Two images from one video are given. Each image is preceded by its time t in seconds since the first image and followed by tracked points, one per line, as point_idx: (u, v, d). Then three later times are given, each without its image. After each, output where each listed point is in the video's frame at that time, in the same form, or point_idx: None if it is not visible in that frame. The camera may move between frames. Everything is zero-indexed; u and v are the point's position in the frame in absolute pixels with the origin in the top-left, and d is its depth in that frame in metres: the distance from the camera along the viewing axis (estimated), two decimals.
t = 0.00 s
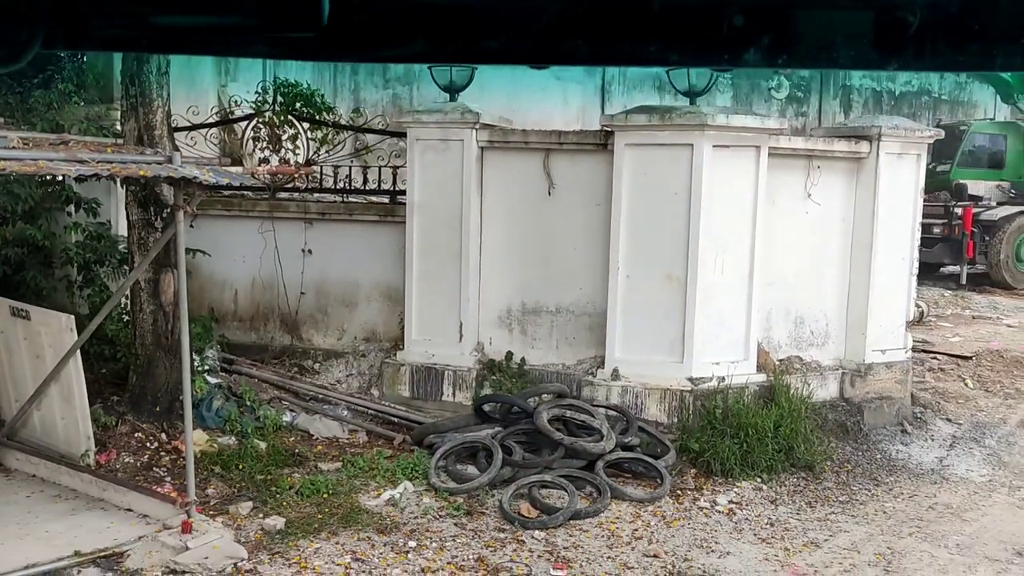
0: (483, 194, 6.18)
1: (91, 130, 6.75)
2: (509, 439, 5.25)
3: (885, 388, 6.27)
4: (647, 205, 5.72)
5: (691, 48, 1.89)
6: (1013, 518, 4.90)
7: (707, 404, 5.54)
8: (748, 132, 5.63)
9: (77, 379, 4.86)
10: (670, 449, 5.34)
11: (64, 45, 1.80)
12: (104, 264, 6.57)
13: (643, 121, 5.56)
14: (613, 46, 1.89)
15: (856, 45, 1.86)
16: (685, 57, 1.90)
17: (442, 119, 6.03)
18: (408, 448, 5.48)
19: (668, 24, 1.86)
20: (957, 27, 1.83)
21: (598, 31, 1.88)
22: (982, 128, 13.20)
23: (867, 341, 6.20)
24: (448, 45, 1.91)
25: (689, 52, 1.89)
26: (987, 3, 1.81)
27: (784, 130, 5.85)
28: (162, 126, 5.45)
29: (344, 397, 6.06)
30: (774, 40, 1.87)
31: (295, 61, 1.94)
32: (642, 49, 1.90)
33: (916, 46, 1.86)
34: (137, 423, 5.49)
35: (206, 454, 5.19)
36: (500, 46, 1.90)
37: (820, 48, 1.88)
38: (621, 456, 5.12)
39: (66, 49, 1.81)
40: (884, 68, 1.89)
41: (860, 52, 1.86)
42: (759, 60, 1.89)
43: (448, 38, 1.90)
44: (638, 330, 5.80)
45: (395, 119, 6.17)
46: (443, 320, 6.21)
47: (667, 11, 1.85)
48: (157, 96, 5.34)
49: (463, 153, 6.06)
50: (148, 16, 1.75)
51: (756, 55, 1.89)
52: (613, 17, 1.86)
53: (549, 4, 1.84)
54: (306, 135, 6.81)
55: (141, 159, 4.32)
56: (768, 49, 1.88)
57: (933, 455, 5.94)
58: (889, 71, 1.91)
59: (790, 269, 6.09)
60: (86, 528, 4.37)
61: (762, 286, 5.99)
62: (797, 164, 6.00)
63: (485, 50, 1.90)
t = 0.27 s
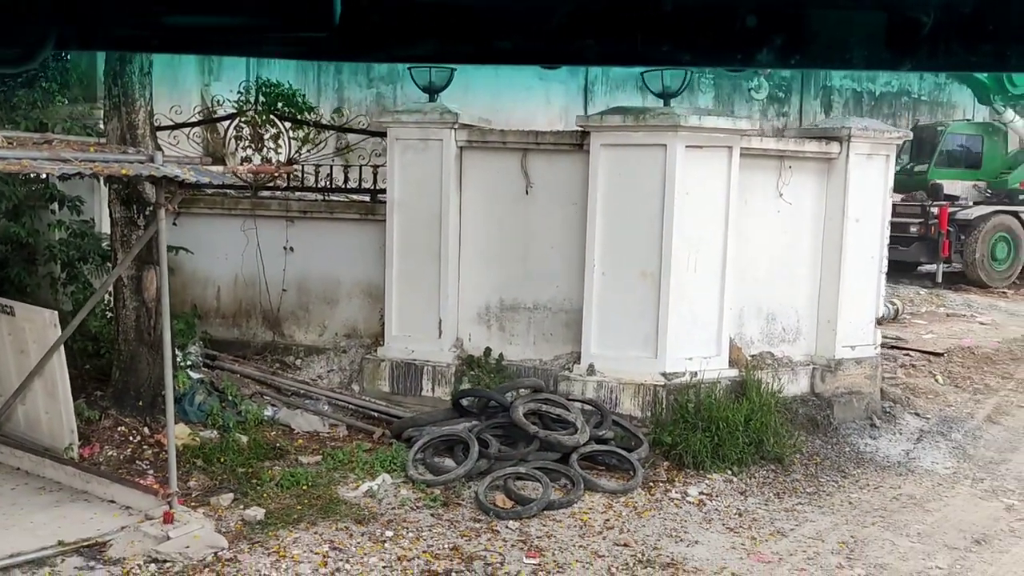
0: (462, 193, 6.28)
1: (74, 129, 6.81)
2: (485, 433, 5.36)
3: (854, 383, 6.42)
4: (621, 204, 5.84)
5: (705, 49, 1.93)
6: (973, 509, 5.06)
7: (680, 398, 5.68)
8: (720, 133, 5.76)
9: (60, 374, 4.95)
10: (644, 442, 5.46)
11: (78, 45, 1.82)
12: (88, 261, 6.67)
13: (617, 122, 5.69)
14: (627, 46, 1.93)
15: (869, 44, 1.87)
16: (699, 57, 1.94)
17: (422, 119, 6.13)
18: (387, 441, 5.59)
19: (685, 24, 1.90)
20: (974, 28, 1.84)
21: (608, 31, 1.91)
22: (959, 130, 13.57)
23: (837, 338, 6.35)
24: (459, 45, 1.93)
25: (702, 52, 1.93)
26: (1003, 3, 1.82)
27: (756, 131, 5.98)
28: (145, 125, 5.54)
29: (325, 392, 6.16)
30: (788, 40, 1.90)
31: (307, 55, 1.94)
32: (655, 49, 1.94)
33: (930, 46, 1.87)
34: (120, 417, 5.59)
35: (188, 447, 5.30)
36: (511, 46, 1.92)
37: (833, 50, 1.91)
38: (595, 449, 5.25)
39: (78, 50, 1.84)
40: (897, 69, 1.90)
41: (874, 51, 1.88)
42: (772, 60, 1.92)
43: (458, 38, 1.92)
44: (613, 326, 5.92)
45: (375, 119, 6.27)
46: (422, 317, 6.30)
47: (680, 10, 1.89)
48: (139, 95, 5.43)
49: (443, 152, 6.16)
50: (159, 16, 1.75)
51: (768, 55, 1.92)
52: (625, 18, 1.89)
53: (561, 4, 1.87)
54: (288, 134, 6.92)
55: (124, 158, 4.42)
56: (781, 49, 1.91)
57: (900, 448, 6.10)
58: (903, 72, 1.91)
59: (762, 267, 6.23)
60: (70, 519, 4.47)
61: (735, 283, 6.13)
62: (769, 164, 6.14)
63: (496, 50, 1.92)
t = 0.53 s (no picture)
0: (440, 192, 6.37)
1: (57, 128, 6.73)
2: (462, 427, 5.47)
3: (824, 378, 6.57)
4: (596, 203, 5.96)
5: (716, 48, 2.15)
6: (935, 500, 5.21)
7: (653, 393, 5.80)
8: (692, 134, 5.89)
9: (42, 370, 5.05)
10: (617, 437, 5.59)
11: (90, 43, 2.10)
12: (71, 259, 6.71)
13: (592, 123, 5.82)
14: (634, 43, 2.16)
15: (882, 46, 2.13)
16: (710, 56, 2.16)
17: (401, 119, 6.20)
18: (366, 436, 5.67)
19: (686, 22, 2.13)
20: (987, 28, 2.06)
21: (619, 29, 2.14)
22: (933, 130, 13.81)
23: (808, 334, 6.49)
24: (477, 45, 2.15)
25: (714, 52, 2.15)
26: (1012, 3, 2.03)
27: (727, 132, 6.12)
28: (126, 125, 5.61)
29: (305, 388, 6.24)
30: (798, 38, 2.13)
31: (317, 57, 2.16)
32: (666, 48, 2.18)
33: (943, 43, 2.11)
34: (101, 411, 5.66)
35: (169, 441, 5.39)
36: (522, 45, 2.14)
37: (847, 48, 2.15)
38: (569, 442, 5.37)
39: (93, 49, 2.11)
40: (910, 66, 2.15)
41: (886, 52, 2.13)
42: (783, 58, 2.15)
43: (473, 39, 2.14)
44: (589, 323, 6.04)
45: (355, 118, 6.35)
46: (401, 314, 6.39)
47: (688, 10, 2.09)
48: (121, 94, 5.51)
49: (421, 152, 6.24)
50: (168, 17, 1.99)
51: (780, 53, 2.16)
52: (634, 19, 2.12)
53: (568, 7, 2.08)
54: (270, 133, 6.98)
55: (104, 158, 4.50)
56: (792, 47, 2.14)
57: (868, 442, 6.25)
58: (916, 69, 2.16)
59: (734, 265, 6.36)
60: (52, 511, 4.56)
61: (707, 281, 6.26)
62: (740, 164, 6.27)
63: (508, 48, 2.15)
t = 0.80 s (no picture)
0: (414, 187, 6.42)
1: (32, 124, 6.88)
2: (434, 419, 5.56)
3: (792, 371, 6.69)
4: (567, 198, 6.04)
5: (726, 51, 2.25)
6: (895, 489, 5.34)
7: (622, 386, 5.90)
8: (661, 132, 5.99)
9: (18, 363, 5.13)
10: (587, 429, 5.69)
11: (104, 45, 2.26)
12: (47, 254, 6.70)
13: (563, 121, 5.91)
14: (647, 46, 2.30)
15: (892, 49, 2.18)
16: (720, 60, 2.26)
17: (374, 116, 6.28)
18: (340, 428, 5.74)
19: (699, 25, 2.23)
20: (1001, 32, 2.09)
21: (628, 32, 2.27)
22: (905, 129, 14.10)
23: (775, 329, 6.61)
24: (488, 46, 2.31)
25: (723, 55, 2.26)
26: None
27: (696, 130, 6.23)
28: (100, 121, 5.66)
29: (280, 381, 6.30)
30: (809, 42, 2.20)
31: (335, 57, 2.33)
32: (678, 52, 2.30)
33: (957, 47, 2.14)
34: (77, 405, 5.71)
35: (144, 433, 5.45)
36: (531, 47, 2.30)
37: (859, 52, 2.22)
38: (539, 434, 5.46)
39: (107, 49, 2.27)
40: (921, 71, 2.21)
41: (897, 55, 2.19)
42: (795, 60, 2.23)
43: (486, 40, 2.30)
44: (560, 317, 6.13)
45: (330, 115, 6.42)
46: (375, 308, 6.45)
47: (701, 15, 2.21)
48: (95, 91, 5.56)
49: (395, 148, 6.30)
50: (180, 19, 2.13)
51: (790, 57, 2.24)
52: (643, 25, 2.25)
53: (581, 11, 2.23)
54: (246, 129, 7.09)
55: (77, 154, 4.57)
56: (803, 50, 2.22)
57: (833, 434, 6.38)
58: (927, 75, 2.22)
59: (703, 260, 6.47)
60: (27, 502, 4.62)
61: (677, 276, 6.37)
62: (709, 161, 6.38)
63: (518, 50, 2.30)
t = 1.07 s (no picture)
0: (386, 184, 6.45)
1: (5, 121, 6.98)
2: (404, 412, 5.65)
3: (758, 365, 6.83)
4: (537, 195, 6.12)
5: (737, 53, 2.31)
6: (855, 479, 5.48)
7: (591, 379, 5.99)
8: (629, 130, 6.08)
9: None
10: (555, 421, 5.78)
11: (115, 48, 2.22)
12: (20, 251, 6.77)
13: (532, 119, 6.00)
14: (659, 49, 2.33)
15: (904, 52, 2.27)
16: (731, 62, 2.32)
17: (346, 113, 6.31)
18: (312, 421, 5.82)
19: (708, 27, 2.29)
20: (1010, 35, 2.22)
21: (641, 33, 2.31)
22: (878, 127, 14.20)
23: (742, 324, 6.73)
24: (499, 49, 2.34)
25: (734, 57, 2.32)
26: None
27: (663, 128, 6.33)
28: (73, 118, 5.71)
29: (253, 375, 6.36)
30: (820, 45, 2.30)
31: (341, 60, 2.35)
32: (688, 54, 2.34)
33: (967, 51, 2.27)
34: (50, 399, 5.76)
35: (117, 427, 5.50)
36: (544, 49, 2.35)
37: (869, 55, 2.32)
38: (508, 427, 5.55)
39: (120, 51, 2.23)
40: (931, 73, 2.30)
41: (909, 58, 2.29)
42: (806, 64, 2.33)
43: (497, 43, 2.33)
44: (530, 312, 6.20)
45: (303, 112, 6.48)
46: (347, 303, 6.49)
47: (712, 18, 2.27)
48: (68, 88, 5.61)
49: (367, 145, 6.34)
50: (193, 21, 2.14)
51: (802, 60, 2.33)
52: (655, 28, 2.30)
53: (592, 12, 2.29)
54: (219, 127, 7.16)
55: (48, 150, 4.61)
56: (814, 53, 2.31)
57: (798, 426, 6.52)
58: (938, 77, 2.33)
59: (670, 256, 6.58)
60: None
61: (645, 271, 6.48)
62: (676, 159, 6.49)
63: (530, 53, 2.36)
